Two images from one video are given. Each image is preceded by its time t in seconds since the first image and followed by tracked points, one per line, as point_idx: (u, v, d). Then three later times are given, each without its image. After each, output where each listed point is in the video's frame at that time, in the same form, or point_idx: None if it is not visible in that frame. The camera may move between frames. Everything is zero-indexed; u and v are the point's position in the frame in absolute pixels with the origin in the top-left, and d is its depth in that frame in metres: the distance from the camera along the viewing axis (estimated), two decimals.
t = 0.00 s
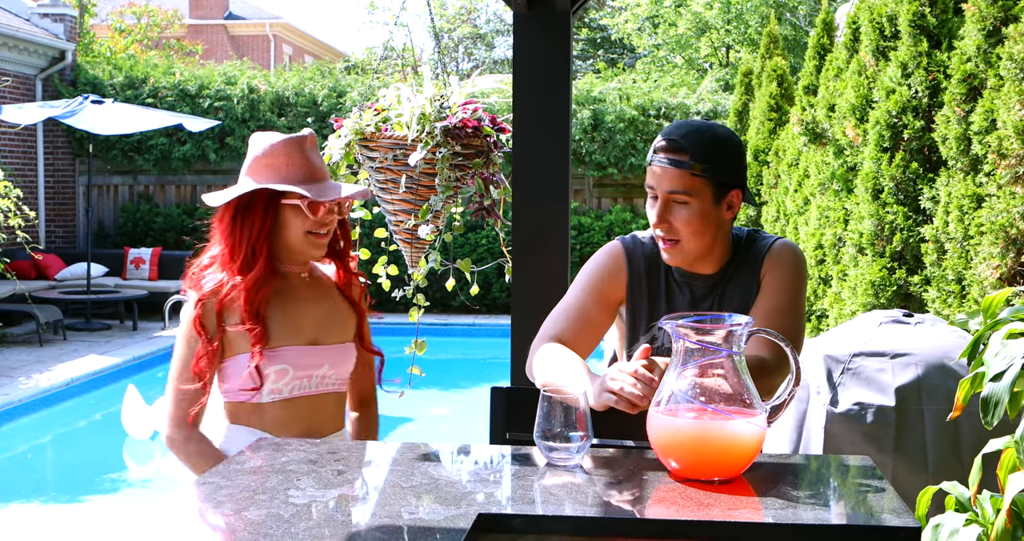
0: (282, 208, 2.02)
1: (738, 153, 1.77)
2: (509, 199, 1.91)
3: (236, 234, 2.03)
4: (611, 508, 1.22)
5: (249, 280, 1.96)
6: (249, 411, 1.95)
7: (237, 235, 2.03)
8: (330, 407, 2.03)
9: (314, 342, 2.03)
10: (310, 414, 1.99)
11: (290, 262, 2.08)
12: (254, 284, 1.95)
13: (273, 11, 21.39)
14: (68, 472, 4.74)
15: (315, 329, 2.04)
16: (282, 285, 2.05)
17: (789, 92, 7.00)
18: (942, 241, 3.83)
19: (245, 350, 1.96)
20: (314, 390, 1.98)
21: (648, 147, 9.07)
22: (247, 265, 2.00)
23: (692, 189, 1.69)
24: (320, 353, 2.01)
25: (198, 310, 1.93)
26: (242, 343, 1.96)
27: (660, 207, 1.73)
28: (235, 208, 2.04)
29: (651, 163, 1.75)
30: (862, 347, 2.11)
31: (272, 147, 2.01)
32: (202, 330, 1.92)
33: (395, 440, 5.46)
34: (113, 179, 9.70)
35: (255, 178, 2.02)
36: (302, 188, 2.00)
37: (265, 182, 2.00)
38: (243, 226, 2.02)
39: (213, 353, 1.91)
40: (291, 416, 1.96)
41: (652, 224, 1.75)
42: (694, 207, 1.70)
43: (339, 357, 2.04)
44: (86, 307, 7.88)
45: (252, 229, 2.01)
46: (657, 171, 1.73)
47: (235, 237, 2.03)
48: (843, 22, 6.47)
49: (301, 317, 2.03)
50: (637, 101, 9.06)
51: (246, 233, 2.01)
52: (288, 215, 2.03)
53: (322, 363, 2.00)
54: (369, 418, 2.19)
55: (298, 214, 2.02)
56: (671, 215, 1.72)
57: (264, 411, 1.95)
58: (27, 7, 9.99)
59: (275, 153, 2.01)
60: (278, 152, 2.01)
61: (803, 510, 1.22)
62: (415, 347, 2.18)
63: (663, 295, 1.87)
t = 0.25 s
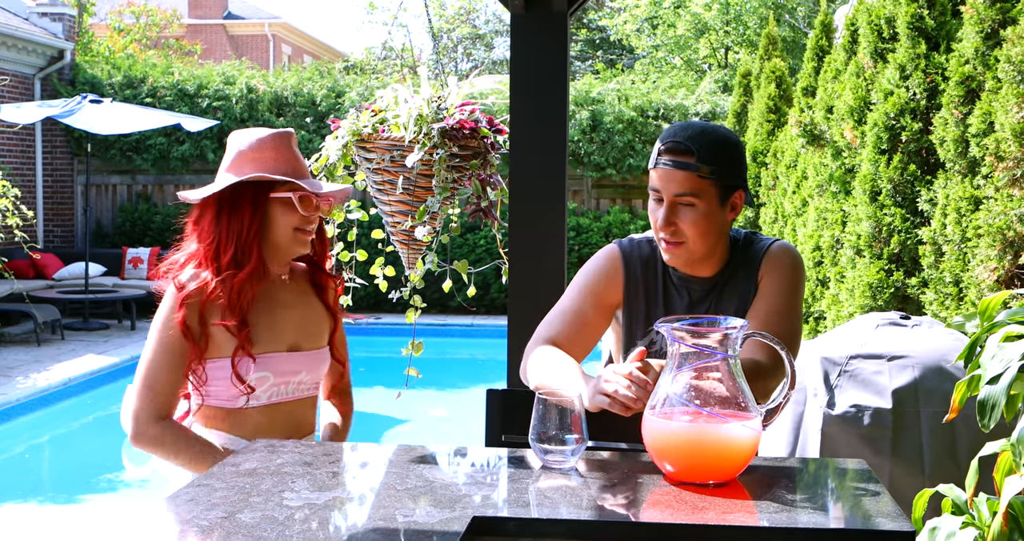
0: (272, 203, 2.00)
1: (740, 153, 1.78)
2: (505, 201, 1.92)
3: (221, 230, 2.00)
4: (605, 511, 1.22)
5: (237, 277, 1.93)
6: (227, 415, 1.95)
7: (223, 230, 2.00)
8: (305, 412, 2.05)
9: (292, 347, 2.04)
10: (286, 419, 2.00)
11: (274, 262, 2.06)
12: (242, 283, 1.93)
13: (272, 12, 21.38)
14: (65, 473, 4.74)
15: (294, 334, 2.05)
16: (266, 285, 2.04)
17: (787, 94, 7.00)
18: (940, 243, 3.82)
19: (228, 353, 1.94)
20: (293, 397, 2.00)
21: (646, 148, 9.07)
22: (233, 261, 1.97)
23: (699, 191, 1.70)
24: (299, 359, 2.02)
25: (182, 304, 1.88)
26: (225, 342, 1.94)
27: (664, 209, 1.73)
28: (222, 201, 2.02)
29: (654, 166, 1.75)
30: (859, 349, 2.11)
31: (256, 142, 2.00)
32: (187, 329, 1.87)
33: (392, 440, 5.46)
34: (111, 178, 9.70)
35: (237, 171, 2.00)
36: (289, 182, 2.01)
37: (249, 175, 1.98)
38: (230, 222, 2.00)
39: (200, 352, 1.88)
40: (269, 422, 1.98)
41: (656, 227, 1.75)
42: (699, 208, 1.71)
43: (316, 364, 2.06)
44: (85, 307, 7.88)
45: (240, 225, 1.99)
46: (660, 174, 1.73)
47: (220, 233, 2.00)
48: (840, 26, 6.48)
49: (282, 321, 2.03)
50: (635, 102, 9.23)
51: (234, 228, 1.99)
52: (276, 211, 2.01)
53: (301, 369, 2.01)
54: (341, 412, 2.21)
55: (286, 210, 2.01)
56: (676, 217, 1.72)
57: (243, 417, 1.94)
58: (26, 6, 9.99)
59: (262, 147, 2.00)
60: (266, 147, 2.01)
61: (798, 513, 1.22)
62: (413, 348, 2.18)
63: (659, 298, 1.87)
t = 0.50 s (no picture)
0: (265, 211, 2.00)
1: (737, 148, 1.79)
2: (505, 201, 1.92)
3: (214, 234, 1.99)
4: (604, 513, 1.23)
5: (233, 285, 1.93)
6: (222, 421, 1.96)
7: (216, 236, 1.99)
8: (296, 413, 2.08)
9: (285, 350, 2.06)
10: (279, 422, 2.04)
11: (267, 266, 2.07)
12: (238, 292, 1.93)
13: (272, 12, 21.39)
14: (65, 474, 4.75)
15: (287, 337, 2.07)
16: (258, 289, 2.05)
17: (787, 94, 6.99)
18: (940, 244, 3.82)
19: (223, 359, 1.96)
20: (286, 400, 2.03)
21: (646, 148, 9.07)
22: (228, 268, 1.96)
23: (695, 185, 1.71)
24: (292, 363, 2.04)
25: (176, 312, 1.87)
26: (218, 347, 1.95)
27: (660, 203, 1.73)
28: (212, 208, 2.00)
29: (649, 160, 1.75)
30: (859, 350, 2.10)
31: (245, 146, 2.01)
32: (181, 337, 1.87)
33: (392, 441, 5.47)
34: (112, 179, 9.71)
35: (226, 178, 2.00)
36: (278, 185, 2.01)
37: (240, 182, 1.99)
38: (221, 228, 1.99)
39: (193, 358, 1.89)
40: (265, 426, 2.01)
41: (651, 222, 1.75)
42: (695, 202, 1.71)
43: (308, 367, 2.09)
44: (86, 307, 7.89)
45: (234, 232, 1.98)
46: (655, 168, 1.73)
47: (214, 239, 1.99)
48: (840, 27, 6.47)
49: (274, 325, 2.05)
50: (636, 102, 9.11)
51: (227, 235, 1.98)
52: (271, 217, 2.00)
53: (293, 373, 2.04)
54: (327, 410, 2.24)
55: (281, 216, 2.00)
56: (671, 211, 1.73)
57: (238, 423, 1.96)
58: (27, 7, 10.00)
59: (252, 152, 2.01)
60: (256, 151, 2.01)
61: (797, 516, 1.22)
62: (412, 349, 2.18)
63: (655, 297, 1.88)
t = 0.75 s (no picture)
0: (259, 215, 2.01)
1: (720, 147, 1.78)
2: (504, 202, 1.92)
3: (208, 238, 1.98)
4: (603, 513, 1.23)
5: (230, 287, 1.93)
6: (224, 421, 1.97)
7: (209, 241, 1.98)
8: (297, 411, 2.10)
9: (285, 349, 2.07)
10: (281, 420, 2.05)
11: (264, 267, 2.07)
12: (235, 294, 1.93)
13: (273, 12, 21.40)
14: (65, 474, 4.75)
15: (286, 337, 2.08)
16: (256, 290, 2.05)
17: (787, 94, 6.99)
18: (940, 244, 3.82)
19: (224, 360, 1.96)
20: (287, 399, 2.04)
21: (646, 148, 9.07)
22: (223, 272, 1.96)
23: (667, 182, 1.73)
24: (292, 363, 2.06)
25: (177, 310, 1.88)
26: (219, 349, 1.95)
27: (640, 197, 1.77)
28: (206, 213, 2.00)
29: (633, 156, 1.78)
30: (859, 350, 2.10)
31: (240, 149, 1.99)
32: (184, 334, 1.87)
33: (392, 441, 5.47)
34: (112, 179, 9.72)
35: (221, 183, 1.99)
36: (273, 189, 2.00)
37: (235, 187, 1.98)
38: (215, 232, 1.98)
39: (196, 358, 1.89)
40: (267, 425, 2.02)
41: (630, 215, 1.79)
42: (668, 199, 1.74)
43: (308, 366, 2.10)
44: (86, 307, 7.89)
45: (227, 235, 1.98)
46: (636, 163, 1.77)
47: (207, 243, 1.98)
48: (840, 27, 6.46)
49: (275, 325, 2.06)
50: (636, 102, 9.28)
51: (221, 238, 1.98)
52: (264, 221, 2.01)
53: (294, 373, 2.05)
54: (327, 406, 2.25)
55: (273, 221, 2.02)
56: (649, 206, 1.75)
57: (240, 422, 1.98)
58: (28, 7, 10.00)
59: (246, 154, 1.99)
60: (249, 153, 1.99)
61: (795, 516, 1.22)
62: (412, 350, 2.18)
63: (653, 296, 1.89)
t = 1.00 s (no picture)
0: (258, 211, 2.01)
1: (721, 151, 1.78)
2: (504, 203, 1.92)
3: (211, 235, 2.02)
4: (602, 514, 1.23)
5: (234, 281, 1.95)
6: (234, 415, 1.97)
7: (213, 236, 2.01)
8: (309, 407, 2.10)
9: (294, 344, 2.08)
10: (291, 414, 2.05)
11: (269, 263, 2.08)
12: (234, 287, 1.95)
13: (275, 12, 21.41)
14: (68, 474, 4.76)
15: (295, 332, 2.09)
16: (262, 286, 2.06)
17: (790, 95, 6.98)
18: (941, 244, 3.82)
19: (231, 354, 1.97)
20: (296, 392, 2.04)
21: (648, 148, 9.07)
22: (225, 267, 1.99)
23: (667, 187, 1.73)
24: (300, 357, 2.06)
25: (181, 303, 1.90)
26: (226, 344, 1.97)
27: (639, 202, 1.76)
28: (209, 210, 2.03)
29: (632, 160, 1.78)
30: (860, 351, 2.10)
31: (244, 150, 2.01)
32: (187, 325, 1.89)
33: (393, 441, 5.47)
34: (115, 179, 9.74)
35: (230, 179, 2.01)
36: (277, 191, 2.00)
37: (239, 186, 1.99)
38: (217, 228, 2.01)
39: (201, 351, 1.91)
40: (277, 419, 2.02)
41: (630, 219, 1.79)
42: (668, 204, 1.73)
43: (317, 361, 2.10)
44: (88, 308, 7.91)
45: (229, 231, 2.00)
46: (636, 168, 1.77)
47: (211, 239, 2.01)
48: (842, 28, 6.45)
49: (283, 321, 2.07)
50: (639, 102, 9.25)
51: (223, 233, 2.00)
52: (265, 217, 2.02)
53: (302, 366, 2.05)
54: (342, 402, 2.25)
55: (274, 218, 2.01)
56: (648, 212, 1.75)
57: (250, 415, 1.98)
58: (30, 8, 10.02)
59: (251, 154, 2.00)
60: (254, 153, 2.01)
61: (794, 517, 1.22)
62: (413, 351, 2.18)
63: (654, 298, 1.88)
